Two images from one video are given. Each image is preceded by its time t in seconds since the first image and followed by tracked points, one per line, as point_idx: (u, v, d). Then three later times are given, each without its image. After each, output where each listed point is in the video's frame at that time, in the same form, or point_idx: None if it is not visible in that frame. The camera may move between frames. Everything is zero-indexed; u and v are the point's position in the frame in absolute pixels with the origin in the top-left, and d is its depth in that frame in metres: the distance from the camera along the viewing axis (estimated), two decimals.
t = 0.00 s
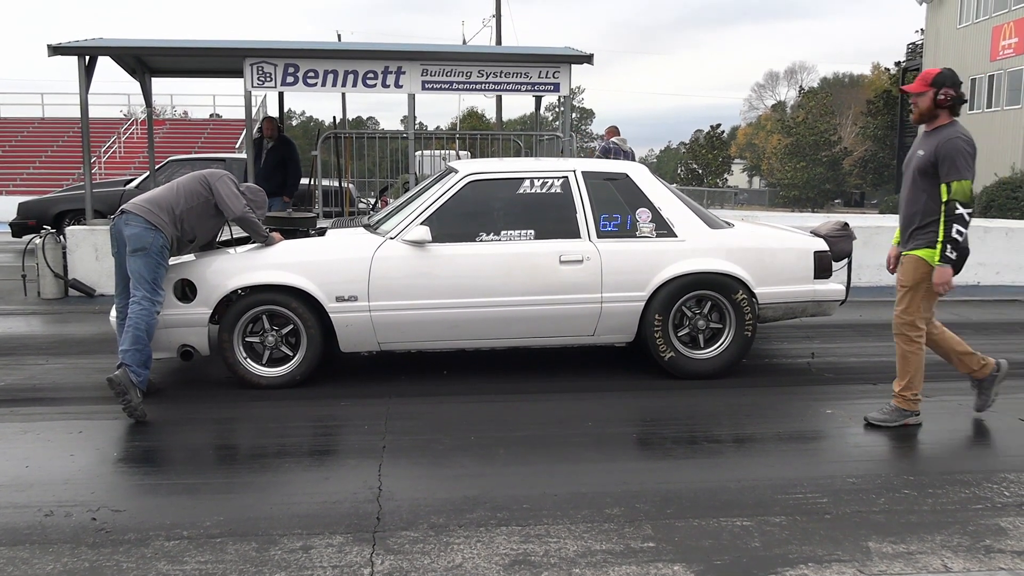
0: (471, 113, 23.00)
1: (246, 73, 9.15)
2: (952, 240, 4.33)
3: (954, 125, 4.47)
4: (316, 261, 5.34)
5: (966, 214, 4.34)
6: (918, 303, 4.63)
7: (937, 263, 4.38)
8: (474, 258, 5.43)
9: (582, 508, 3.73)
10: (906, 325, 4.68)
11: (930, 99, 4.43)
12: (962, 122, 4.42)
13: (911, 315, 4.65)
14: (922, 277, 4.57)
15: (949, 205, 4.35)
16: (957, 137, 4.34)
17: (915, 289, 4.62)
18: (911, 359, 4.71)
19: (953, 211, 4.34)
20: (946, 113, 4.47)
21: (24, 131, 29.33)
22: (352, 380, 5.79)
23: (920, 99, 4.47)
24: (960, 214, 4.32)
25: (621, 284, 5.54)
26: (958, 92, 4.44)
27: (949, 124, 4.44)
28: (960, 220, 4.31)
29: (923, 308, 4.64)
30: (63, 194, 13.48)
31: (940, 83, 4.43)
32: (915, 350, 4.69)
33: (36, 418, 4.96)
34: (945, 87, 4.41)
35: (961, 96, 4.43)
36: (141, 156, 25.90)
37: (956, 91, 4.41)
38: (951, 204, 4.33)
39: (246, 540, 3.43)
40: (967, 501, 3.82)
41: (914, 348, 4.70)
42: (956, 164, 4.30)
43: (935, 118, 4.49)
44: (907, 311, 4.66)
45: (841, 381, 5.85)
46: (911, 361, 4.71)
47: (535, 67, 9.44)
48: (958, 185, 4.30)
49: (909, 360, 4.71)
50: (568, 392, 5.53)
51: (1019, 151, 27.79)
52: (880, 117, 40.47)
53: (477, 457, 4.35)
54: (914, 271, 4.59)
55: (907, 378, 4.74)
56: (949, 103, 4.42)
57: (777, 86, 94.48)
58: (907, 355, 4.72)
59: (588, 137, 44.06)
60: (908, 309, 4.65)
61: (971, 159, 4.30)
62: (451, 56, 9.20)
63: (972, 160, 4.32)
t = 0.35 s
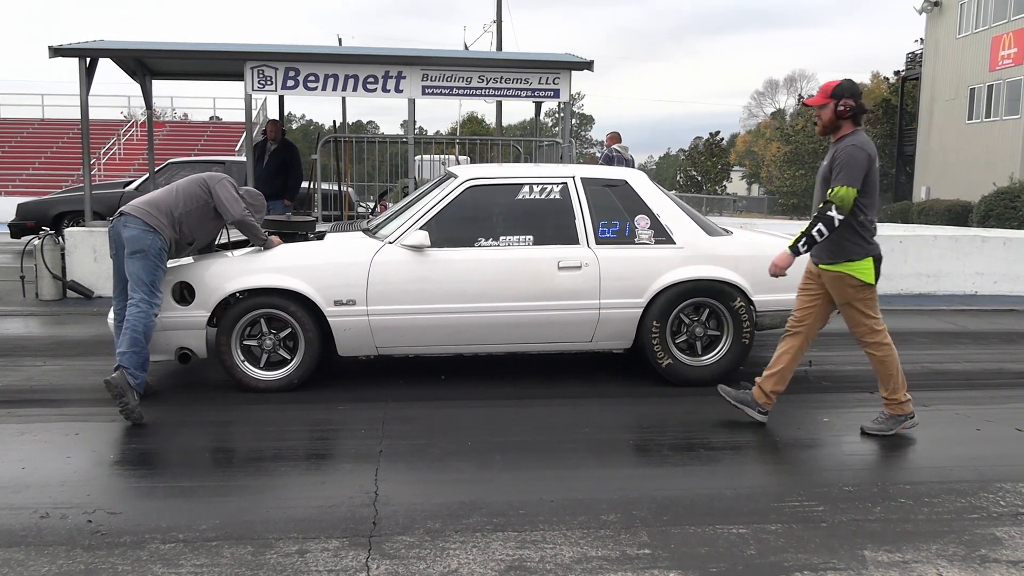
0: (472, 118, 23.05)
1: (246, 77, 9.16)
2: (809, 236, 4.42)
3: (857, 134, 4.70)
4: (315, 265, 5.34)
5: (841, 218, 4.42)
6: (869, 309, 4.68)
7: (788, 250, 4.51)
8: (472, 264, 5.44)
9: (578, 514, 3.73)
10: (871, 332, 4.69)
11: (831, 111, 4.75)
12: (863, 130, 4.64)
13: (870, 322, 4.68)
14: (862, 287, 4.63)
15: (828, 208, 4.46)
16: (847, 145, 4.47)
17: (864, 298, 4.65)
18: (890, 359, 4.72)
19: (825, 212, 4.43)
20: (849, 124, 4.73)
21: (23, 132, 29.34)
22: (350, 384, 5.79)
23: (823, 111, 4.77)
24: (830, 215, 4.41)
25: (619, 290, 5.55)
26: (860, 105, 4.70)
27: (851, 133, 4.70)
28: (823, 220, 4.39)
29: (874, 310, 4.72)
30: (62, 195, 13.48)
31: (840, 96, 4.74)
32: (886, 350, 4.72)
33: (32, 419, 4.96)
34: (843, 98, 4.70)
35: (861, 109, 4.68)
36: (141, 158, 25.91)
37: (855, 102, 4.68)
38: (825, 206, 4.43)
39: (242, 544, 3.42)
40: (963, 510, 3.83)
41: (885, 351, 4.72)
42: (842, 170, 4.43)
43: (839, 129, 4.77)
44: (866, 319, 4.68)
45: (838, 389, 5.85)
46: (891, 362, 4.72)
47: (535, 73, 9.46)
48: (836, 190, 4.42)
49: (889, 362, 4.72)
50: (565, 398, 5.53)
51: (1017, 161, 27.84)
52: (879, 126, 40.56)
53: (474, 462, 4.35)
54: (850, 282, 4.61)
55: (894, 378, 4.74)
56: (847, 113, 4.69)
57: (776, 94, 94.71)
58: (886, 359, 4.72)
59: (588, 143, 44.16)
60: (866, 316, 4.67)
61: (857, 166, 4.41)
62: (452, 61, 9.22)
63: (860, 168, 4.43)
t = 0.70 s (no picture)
0: (469, 124, 23.10)
1: (243, 83, 9.17)
2: (735, 243, 4.52)
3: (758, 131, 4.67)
4: (312, 271, 5.34)
5: (755, 219, 4.51)
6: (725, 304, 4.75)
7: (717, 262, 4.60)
8: (469, 269, 5.44)
9: (575, 519, 3.73)
10: (714, 328, 4.76)
11: (729, 110, 4.68)
12: (764, 128, 4.61)
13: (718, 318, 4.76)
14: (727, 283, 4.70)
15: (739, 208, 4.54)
16: (749, 144, 4.56)
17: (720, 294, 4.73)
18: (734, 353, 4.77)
19: (740, 214, 4.51)
20: (748, 121, 4.68)
21: (20, 138, 29.31)
22: (347, 390, 5.78)
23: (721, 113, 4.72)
24: (745, 216, 4.49)
25: (616, 295, 5.55)
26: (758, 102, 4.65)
27: (751, 132, 4.65)
28: (743, 223, 4.49)
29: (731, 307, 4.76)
30: (59, 201, 13.48)
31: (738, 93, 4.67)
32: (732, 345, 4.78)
33: (28, 425, 4.95)
34: (739, 95, 4.64)
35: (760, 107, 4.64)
36: (138, 164, 25.90)
37: (753, 99, 4.63)
38: (739, 207, 4.50)
39: (238, 550, 3.42)
40: (960, 514, 3.83)
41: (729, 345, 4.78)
42: (745, 169, 4.51)
43: (738, 127, 4.71)
44: (711, 313, 4.75)
45: (835, 393, 5.86)
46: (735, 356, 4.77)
47: (532, 78, 9.48)
48: (745, 189, 4.50)
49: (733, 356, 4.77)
50: (562, 403, 5.53)
51: (1014, 165, 27.89)
52: (875, 130, 40.64)
53: (471, 468, 4.34)
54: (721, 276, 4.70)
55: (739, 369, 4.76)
56: (744, 110, 4.64)
57: (773, 98, 94.93)
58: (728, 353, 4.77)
59: (585, 148, 44.22)
60: (712, 313, 4.74)
61: (761, 166, 4.52)
62: (449, 66, 9.24)
63: (763, 167, 4.53)
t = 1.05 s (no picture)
0: (465, 126, 23.11)
1: (239, 86, 9.16)
2: (657, 253, 4.44)
3: (664, 137, 4.65)
4: (307, 274, 5.33)
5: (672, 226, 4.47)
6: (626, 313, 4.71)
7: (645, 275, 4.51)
8: (465, 272, 5.43)
9: (572, 522, 3.73)
10: (613, 334, 4.76)
11: (635, 118, 4.67)
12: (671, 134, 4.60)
13: (620, 325, 4.73)
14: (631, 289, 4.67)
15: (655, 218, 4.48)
16: (655, 151, 4.54)
17: (625, 299, 4.70)
18: (616, 366, 4.78)
19: (656, 224, 4.46)
20: (654, 128, 4.67)
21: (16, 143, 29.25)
22: (343, 393, 5.78)
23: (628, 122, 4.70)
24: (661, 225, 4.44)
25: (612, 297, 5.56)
26: (663, 108, 4.65)
27: (660, 139, 4.63)
28: (660, 232, 4.43)
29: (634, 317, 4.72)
30: (54, 206, 13.45)
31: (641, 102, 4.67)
32: (621, 357, 4.78)
33: (23, 430, 4.93)
34: (644, 103, 4.64)
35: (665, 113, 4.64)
36: (134, 168, 25.86)
37: (656, 106, 4.62)
38: (654, 217, 4.45)
39: (234, 554, 3.41)
40: (957, 515, 3.83)
41: (619, 357, 4.78)
42: (654, 177, 4.46)
43: (645, 135, 4.69)
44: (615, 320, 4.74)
45: (832, 395, 5.86)
46: (615, 370, 4.79)
47: (528, 81, 9.48)
48: (659, 198, 4.46)
49: (614, 368, 4.79)
50: (558, 406, 5.52)
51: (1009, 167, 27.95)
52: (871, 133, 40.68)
53: (467, 471, 4.34)
54: (624, 279, 4.67)
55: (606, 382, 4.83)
56: (649, 117, 4.63)
57: (768, 100, 95.15)
58: (614, 363, 4.79)
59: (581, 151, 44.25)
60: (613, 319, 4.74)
61: (672, 172, 4.50)
62: (445, 70, 9.23)
63: (673, 173, 4.51)
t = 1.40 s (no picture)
0: (461, 128, 23.10)
1: (234, 88, 9.15)
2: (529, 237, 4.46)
3: (575, 135, 4.69)
4: (302, 276, 5.32)
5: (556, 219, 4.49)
6: (580, 309, 4.79)
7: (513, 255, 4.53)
8: (461, 273, 5.43)
9: (569, 523, 3.72)
10: (577, 333, 4.79)
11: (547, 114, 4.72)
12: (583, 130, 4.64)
13: (579, 323, 4.79)
14: (574, 288, 4.74)
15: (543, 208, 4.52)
16: (561, 146, 4.60)
17: (574, 298, 4.76)
18: (595, 363, 4.82)
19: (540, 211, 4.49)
20: (567, 125, 4.72)
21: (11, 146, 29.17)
22: (340, 395, 5.77)
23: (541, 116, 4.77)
24: (546, 215, 4.46)
25: (608, 298, 5.56)
26: (575, 105, 4.70)
27: (569, 135, 4.68)
28: (540, 220, 4.45)
29: (585, 311, 4.81)
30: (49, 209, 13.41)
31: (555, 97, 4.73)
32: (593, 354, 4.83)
33: (19, 434, 4.92)
34: (556, 100, 4.69)
35: (575, 109, 4.69)
36: (129, 171, 25.81)
37: (566, 102, 4.68)
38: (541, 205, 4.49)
39: (230, 557, 3.40)
40: (953, 514, 3.83)
41: (592, 353, 4.83)
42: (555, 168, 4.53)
43: (558, 131, 4.74)
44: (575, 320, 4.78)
45: (828, 394, 5.87)
46: (596, 365, 4.82)
47: (523, 82, 9.50)
48: (551, 190, 4.50)
49: (594, 363, 4.81)
50: (555, 407, 5.52)
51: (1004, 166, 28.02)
52: (866, 133, 40.60)
53: (464, 472, 4.33)
54: (558, 281, 4.73)
55: (593, 382, 4.83)
56: (561, 114, 4.68)
57: (764, 101, 95.34)
58: (592, 360, 4.82)
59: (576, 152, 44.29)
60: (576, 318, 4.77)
61: (569, 167, 4.53)
62: (441, 71, 9.24)
63: (574, 167, 4.55)
